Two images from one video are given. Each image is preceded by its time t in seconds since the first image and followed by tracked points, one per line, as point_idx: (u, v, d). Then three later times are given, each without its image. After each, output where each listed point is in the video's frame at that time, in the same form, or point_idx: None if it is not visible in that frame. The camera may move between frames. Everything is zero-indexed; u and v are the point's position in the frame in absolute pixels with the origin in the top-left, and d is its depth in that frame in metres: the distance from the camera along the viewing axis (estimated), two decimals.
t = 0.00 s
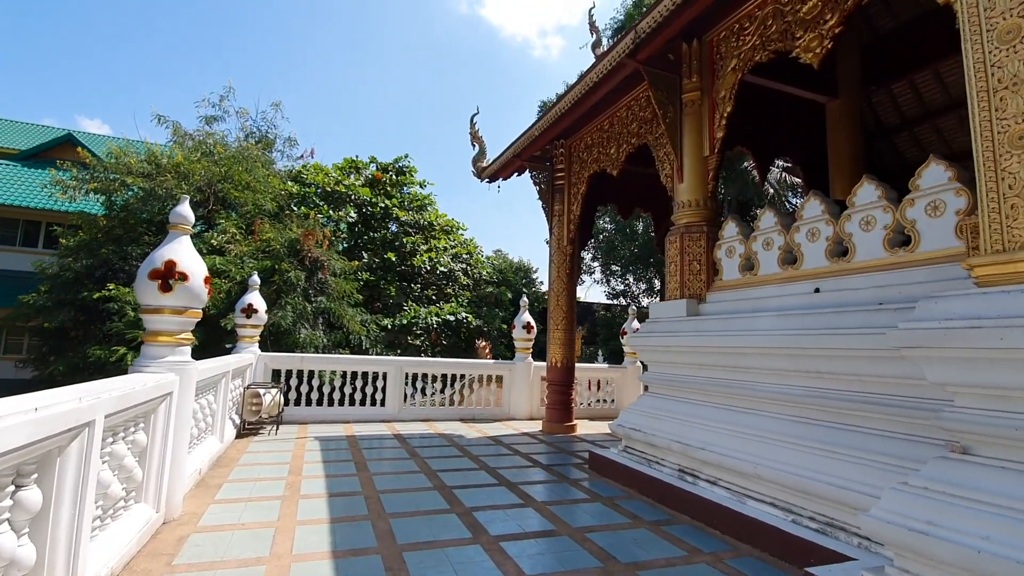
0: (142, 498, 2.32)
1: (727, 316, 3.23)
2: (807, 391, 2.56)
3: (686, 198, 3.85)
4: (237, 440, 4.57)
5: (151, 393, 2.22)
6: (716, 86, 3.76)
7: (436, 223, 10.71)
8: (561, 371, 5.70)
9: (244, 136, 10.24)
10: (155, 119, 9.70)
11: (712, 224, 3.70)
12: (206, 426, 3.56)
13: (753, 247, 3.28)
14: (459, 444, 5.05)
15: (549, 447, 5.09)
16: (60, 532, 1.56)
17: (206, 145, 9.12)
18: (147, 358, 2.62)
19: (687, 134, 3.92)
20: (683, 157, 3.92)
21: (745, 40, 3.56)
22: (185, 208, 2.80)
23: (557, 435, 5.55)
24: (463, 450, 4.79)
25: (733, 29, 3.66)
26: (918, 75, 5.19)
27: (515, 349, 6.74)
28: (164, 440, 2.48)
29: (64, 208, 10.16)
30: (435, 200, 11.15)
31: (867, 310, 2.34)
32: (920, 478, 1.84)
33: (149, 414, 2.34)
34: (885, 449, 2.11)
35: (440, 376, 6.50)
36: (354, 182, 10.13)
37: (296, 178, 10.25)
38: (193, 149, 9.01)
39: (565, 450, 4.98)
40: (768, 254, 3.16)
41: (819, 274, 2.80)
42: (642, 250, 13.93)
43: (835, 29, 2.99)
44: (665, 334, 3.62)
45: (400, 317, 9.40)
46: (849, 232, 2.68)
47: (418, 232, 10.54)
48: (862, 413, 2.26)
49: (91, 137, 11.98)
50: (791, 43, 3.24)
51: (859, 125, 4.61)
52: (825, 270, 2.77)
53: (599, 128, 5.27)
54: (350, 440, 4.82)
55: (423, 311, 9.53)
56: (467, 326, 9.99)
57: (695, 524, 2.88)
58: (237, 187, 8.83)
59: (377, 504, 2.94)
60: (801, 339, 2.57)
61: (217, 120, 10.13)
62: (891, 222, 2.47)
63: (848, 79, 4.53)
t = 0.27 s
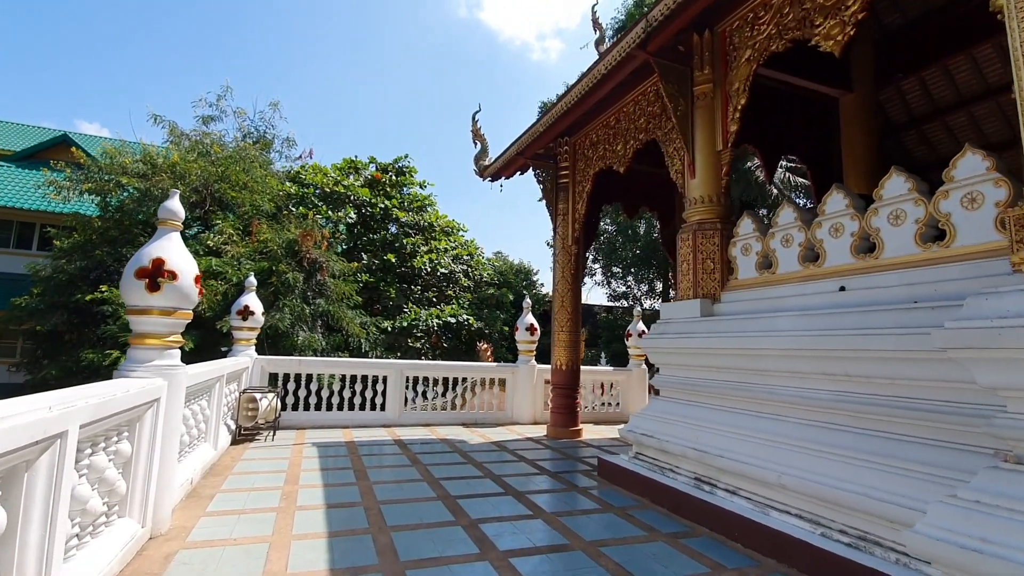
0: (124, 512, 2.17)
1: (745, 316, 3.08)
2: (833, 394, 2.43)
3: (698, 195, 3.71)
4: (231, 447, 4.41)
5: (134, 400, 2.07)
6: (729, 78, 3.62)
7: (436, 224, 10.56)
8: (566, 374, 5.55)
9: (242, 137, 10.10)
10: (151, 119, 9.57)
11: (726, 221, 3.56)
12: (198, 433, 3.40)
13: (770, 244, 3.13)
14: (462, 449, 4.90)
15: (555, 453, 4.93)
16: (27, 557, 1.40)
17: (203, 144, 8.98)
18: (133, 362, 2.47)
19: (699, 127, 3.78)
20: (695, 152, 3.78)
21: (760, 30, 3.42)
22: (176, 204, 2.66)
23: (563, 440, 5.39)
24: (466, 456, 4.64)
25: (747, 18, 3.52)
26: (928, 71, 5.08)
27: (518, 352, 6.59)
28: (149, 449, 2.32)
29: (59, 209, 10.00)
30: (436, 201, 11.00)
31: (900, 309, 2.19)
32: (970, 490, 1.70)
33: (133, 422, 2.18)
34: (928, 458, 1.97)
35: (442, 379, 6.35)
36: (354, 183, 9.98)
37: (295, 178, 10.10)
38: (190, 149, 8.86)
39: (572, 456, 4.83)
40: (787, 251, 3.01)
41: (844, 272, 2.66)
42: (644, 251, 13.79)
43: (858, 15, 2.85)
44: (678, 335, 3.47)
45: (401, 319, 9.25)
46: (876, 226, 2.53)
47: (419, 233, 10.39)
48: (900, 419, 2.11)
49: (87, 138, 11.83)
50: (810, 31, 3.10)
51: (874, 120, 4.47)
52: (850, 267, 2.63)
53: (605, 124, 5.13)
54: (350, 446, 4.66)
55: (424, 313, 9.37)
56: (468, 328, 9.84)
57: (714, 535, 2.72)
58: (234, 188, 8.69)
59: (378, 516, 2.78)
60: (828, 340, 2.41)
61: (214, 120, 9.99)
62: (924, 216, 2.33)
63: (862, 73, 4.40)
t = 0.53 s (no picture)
0: (99, 526, 2.03)
1: (759, 317, 2.94)
2: (863, 399, 2.27)
3: (707, 190, 3.56)
4: (224, 453, 4.26)
5: (110, 408, 1.92)
6: (740, 68, 3.47)
7: (436, 225, 10.41)
8: (569, 377, 5.41)
9: (238, 136, 9.96)
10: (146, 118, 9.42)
11: (737, 217, 3.42)
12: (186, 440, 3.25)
13: (785, 240, 2.99)
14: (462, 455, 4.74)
15: (559, 458, 4.78)
16: None
17: (198, 144, 8.83)
18: (113, 366, 2.33)
19: (709, 120, 3.63)
20: (705, 145, 3.63)
21: (773, 17, 3.27)
22: (162, 202, 2.52)
23: (566, 445, 5.24)
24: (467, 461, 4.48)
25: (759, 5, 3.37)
26: (937, 67, 4.95)
27: (520, 354, 6.44)
28: (128, 460, 2.17)
29: (52, 210, 9.85)
30: (435, 201, 10.86)
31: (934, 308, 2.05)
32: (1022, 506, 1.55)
33: (110, 431, 2.04)
34: (970, 469, 1.83)
35: (442, 382, 6.19)
36: (352, 183, 9.84)
37: (291, 178, 9.95)
38: (184, 149, 8.72)
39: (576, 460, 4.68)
40: (805, 247, 2.86)
41: (867, 268, 2.51)
42: (645, 252, 13.67)
43: None
44: (688, 336, 3.33)
45: (400, 321, 9.09)
46: (902, 220, 2.39)
47: (417, 233, 10.24)
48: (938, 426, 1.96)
49: (81, 138, 11.68)
50: (828, 16, 2.94)
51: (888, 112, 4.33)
52: (874, 264, 2.48)
53: (610, 119, 4.98)
54: (346, 452, 4.51)
55: (423, 314, 9.22)
56: (468, 330, 9.69)
57: (730, 548, 2.58)
58: (230, 188, 8.54)
59: (374, 528, 2.64)
60: (856, 341, 2.27)
61: (210, 120, 9.85)
62: (956, 209, 2.19)
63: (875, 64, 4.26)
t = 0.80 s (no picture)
0: (68, 543, 1.89)
1: (773, 315, 2.79)
2: (894, 404, 2.12)
3: (717, 183, 3.40)
4: (214, 459, 4.11)
5: (76, 416, 1.77)
6: (751, 55, 3.30)
7: (434, 224, 10.25)
8: (572, 378, 5.25)
9: (234, 135, 9.80)
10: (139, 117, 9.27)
11: (749, 211, 3.27)
12: (170, 446, 3.11)
13: (801, 235, 2.83)
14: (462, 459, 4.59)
15: (562, 462, 4.62)
16: None
17: (192, 142, 8.67)
18: (85, 371, 2.17)
19: (718, 110, 3.47)
20: (714, 137, 3.47)
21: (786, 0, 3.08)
22: (141, 194, 2.36)
23: (569, 449, 5.08)
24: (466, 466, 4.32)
25: None
26: (945, 61, 4.78)
27: (520, 355, 6.28)
28: (99, 473, 2.02)
29: (44, 210, 9.69)
30: (434, 200, 10.69)
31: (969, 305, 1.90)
32: None
33: (78, 441, 1.90)
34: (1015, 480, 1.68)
35: (440, 384, 6.03)
36: (349, 182, 9.68)
37: (287, 177, 9.79)
38: (178, 147, 8.56)
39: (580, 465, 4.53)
40: (822, 241, 2.71)
41: (891, 263, 2.36)
42: (646, 252, 13.50)
43: None
44: (698, 336, 3.18)
45: (398, 322, 8.93)
46: (930, 211, 2.25)
47: (416, 233, 10.08)
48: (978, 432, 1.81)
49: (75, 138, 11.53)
50: None
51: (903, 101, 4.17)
52: (899, 257, 2.33)
53: (613, 113, 4.83)
54: (342, 457, 4.35)
55: (422, 315, 9.06)
56: (468, 331, 9.53)
57: (747, 562, 2.43)
58: (224, 187, 8.38)
59: (367, 540, 2.49)
60: (883, 341, 2.12)
61: (205, 118, 9.69)
62: (989, 198, 2.04)
63: (888, 52, 4.10)
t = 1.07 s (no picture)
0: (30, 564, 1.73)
1: (791, 313, 2.63)
2: (928, 408, 1.96)
3: (728, 176, 3.24)
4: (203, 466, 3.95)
5: (37, 426, 1.61)
6: (762, 42, 3.14)
7: (433, 223, 10.09)
8: (574, 379, 5.10)
9: (228, 132, 9.63)
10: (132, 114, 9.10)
11: (761, 204, 3.12)
12: (153, 454, 2.95)
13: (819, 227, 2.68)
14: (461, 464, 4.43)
15: (565, 467, 4.47)
16: None
17: (186, 140, 8.50)
18: (53, 375, 2.01)
19: (728, 99, 3.31)
20: (724, 128, 3.31)
21: None
22: (114, 185, 2.23)
23: (571, 453, 4.92)
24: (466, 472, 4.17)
25: None
26: (953, 55, 4.64)
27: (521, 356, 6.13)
28: (66, 485, 1.86)
29: (36, 210, 9.51)
30: (432, 199, 10.53)
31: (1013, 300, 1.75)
32: None
33: (42, 452, 1.75)
34: None
35: (439, 386, 5.87)
36: (346, 180, 9.51)
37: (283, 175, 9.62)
38: (171, 145, 8.39)
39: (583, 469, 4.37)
40: (842, 235, 2.55)
41: (921, 256, 2.20)
42: (647, 251, 13.34)
43: None
44: (709, 336, 3.02)
45: (395, 323, 8.77)
46: (962, 201, 2.10)
47: (414, 232, 9.92)
48: None
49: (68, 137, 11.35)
50: None
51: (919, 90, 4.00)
52: (930, 250, 2.17)
53: (616, 105, 4.67)
54: (336, 463, 4.18)
55: (420, 316, 8.90)
56: (467, 332, 9.37)
57: None
58: (218, 185, 8.21)
59: (360, 555, 2.33)
60: (916, 340, 1.97)
61: (199, 116, 9.52)
62: None
63: (903, 40, 3.94)
